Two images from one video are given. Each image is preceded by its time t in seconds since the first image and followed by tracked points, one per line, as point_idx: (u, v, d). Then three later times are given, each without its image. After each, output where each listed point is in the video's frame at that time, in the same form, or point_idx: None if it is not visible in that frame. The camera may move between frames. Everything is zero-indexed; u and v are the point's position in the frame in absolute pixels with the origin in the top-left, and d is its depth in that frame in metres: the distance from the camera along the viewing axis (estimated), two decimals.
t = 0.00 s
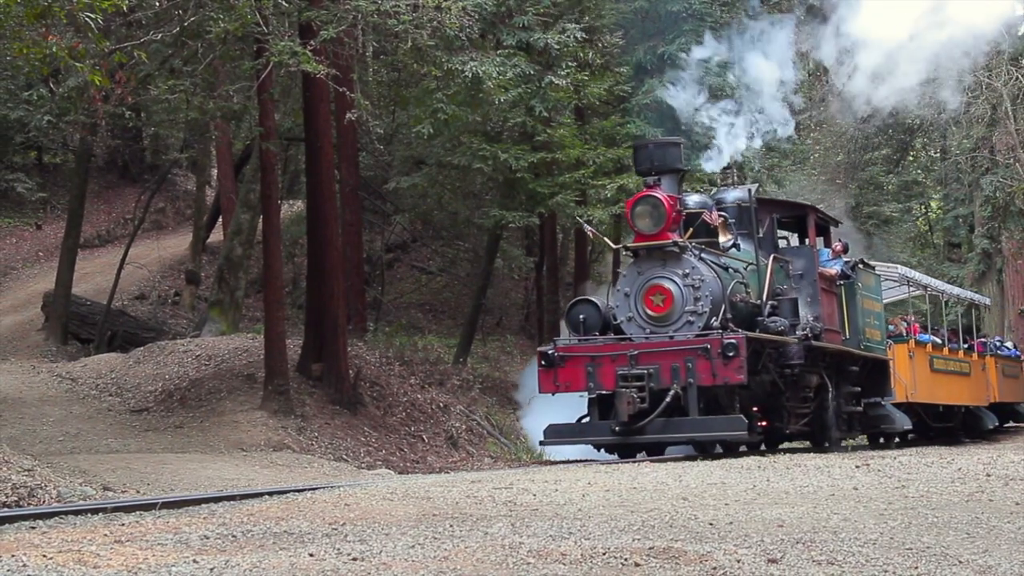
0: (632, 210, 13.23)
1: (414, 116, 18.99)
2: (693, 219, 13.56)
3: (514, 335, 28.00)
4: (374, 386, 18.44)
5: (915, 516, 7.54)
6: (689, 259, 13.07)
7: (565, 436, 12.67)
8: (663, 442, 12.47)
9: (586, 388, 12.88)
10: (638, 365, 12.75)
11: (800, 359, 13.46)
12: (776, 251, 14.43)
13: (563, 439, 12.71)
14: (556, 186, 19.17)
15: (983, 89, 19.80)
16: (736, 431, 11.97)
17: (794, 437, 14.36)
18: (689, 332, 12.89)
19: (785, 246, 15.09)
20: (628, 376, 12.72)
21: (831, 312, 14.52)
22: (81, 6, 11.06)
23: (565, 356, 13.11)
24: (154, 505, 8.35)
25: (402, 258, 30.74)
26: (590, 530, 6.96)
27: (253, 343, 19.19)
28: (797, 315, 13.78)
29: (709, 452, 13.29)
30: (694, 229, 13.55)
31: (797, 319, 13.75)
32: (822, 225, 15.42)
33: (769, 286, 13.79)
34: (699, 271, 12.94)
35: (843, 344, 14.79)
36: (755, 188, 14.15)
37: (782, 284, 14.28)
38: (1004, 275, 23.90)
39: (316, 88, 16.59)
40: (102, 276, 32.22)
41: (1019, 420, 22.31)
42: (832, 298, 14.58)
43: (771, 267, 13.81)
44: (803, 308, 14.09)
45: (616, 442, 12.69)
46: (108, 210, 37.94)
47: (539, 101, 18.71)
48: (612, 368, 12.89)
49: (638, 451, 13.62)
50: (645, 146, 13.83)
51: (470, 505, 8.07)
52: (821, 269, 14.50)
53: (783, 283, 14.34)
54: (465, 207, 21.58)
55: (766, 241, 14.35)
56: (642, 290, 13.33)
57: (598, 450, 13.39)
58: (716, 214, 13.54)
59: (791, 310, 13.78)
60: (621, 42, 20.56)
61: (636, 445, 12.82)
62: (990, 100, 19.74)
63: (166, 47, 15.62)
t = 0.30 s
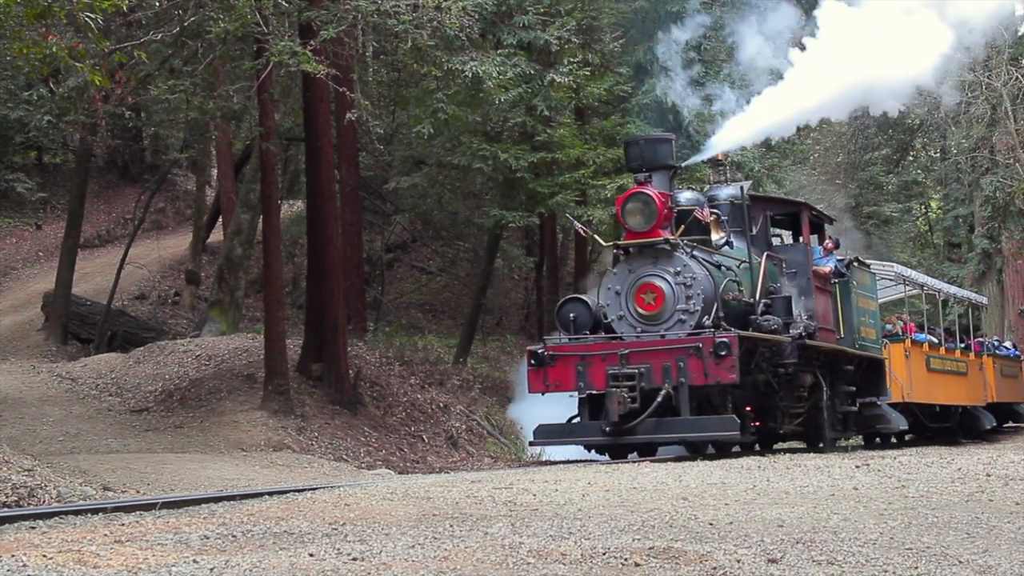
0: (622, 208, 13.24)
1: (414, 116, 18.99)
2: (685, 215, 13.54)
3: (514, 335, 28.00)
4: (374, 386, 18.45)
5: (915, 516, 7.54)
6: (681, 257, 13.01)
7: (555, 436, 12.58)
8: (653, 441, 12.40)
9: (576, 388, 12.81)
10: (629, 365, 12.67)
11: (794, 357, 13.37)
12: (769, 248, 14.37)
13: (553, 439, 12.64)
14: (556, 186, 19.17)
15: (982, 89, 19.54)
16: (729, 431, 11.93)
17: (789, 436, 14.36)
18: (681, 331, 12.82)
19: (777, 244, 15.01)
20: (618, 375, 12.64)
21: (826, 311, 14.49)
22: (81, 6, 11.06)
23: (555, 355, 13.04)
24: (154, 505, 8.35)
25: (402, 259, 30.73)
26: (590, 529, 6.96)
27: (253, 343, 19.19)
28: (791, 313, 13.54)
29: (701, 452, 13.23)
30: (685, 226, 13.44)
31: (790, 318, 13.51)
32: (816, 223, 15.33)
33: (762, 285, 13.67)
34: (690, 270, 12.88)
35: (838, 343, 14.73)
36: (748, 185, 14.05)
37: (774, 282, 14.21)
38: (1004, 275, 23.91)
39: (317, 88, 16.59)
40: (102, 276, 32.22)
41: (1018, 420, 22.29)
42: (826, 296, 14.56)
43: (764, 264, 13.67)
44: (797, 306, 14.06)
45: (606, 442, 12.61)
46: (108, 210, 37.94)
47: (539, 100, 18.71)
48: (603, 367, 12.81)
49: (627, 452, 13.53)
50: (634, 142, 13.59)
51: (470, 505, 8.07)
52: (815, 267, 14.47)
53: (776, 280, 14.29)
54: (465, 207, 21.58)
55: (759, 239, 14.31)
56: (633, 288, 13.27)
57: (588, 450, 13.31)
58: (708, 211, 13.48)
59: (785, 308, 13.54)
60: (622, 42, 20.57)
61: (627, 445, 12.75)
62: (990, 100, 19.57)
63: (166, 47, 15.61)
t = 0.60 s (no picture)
0: (613, 205, 13.28)
1: (414, 116, 18.99)
2: (676, 212, 13.53)
3: (514, 335, 28.00)
4: (374, 386, 18.48)
5: (915, 515, 7.54)
6: (672, 255, 12.94)
7: (545, 437, 12.51)
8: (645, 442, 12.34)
9: (566, 388, 12.73)
10: (619, 364, 12.58)
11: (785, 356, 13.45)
12: (762, 246, 14.37)
13: (543, 440, 12.56)
14: (556, 186, 19.17)
15: (983, 89, 19.41)
16: (721, 431, 11.85)
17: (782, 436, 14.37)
18: (672, 329, 12.77)
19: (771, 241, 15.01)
20: (609, 375, 12.55)
21: (821, 308, 14.50)
22: (81, 6, 11.06)
23: (545, 354, 12.96)
24: (154, 505, 8.35)
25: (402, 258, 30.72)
26: (591, 530, 6.96)
27: (253, 343, 19.19)
28: (784, 312, 13.66)
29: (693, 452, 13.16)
30: (677, 223, 13.48)
31: (783, 317, 13.61)
32: (809, 220, 15.32)
33: (754, 283, 13.69)
34: (682, 267, 12.82)
35: (833, 342, 14.75)
36: (741, 182, 13.97)
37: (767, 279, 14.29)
38: (1004, 275, 23.94)
39: (316, 88, 16.59)
40: (102, 276, 32.23)
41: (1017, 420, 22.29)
42: (820, 295, 14.48)
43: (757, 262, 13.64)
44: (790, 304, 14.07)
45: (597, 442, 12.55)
46: (108, 210, 37.94)
47: (539, 99, 18.73)
48: (593, 366, 12.73)
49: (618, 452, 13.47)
50: (625, 138, 13.57)
51: (470, 505, 8.07)
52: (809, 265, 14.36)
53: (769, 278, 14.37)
54: (465, 207, 21.58)
55: (753, 238, 14.23)
56: (624, 286, 13.21)
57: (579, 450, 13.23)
58: (699, 208, 13.53)
59: (778, 306, 13.66)
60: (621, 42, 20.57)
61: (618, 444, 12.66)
62: (989, 99, 19.45)
63: (166, 47, 15.62)
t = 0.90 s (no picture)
0: (603, 202, 13.10)
1: (414, 115, 18.99)
2: (666, 210, 13.42)
3: (514, 335, 28.00)
4: (374, 386, 18.50)
5: (915, 515, 7.54)
6: (662, 252, 12.85)
7: (534, 437, 12.46)
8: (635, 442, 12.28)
9: (555, 387, 12.71)
10: (609, 363, 12.53)
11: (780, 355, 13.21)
12: (756, 244, 14.32)
13: (533, 440, 12.51)
14: (556, 186, 19.16)
15: (983, 88, 19.39)
16: (713, 431, 11.77)
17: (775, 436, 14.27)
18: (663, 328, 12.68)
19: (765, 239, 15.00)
20: (599, 374, 12.51)
21: (814, 306, 14.47)
22: (80, 6, 11.05)
23: (534, 354, 12.94)
24: (154, 505, 8.35)
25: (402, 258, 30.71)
26: (590, 529, 6.96)
27: (253, 343, 19.19)
28: (777, 310, 13.45)
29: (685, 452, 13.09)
30: (667, 220, 13.35)
31: (776, 315, 13.41)
32: (803, 217, 15.27)
33: (747, 281, 13.60)
34: (672, 265, 12.73)
35: (826, 340, 14.74)
36: (733, 179, 13.95)
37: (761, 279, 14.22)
38: (1003, 275, 23.95)
39: (316, 88, 16.59)
40: (102, 276, 32.23)
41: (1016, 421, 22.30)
42: (813, 292, 14.50)
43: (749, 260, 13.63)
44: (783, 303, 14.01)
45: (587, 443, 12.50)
46: (108, 210, 37.94)
47: (539, 99, 18.72)
48: (583, 365, 12.69)
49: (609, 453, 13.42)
50: (615, 134, 13.40)
51: (470, 505, 8.07)
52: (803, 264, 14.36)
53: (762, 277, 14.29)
54: (465, 207, 21.57)
55: (746, 236, 14.20)
56: (613, 284, 13.13)
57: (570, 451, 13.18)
58: (690, 205, 13.42)
59: (772, 304, 13.44)
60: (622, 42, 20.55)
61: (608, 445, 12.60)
62: (989, 99, 19.45)
63: (166, 47, 15.62)
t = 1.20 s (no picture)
0: (592, 198, 13.00)
1: (414, 116, 18.99)
2: (657, 206, 13.31)
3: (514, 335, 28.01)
4: (374, 386, 18.52)
5: (915, 516, 7.54)
6: (653, 250, 12.74)
7: (523, 439, 12.36)
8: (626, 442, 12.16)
9: (545, 387, 12.59)
10: (599, 363, 12.42)
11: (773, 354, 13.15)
12: (749, 242, 14.25)
13: (522, 442, 12.40)
14: (556, 186, 19.14)
15: (983, 89, 19.36)
16: (705, 431, 11.66)
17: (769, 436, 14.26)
18: (654, 327, 12.56)
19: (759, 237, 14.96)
20: (589, 374, 12.39)
21: (808, 305, 14.42)
22: (80, 6, 11.04)
23: (523, 353, 12.82)
24: (154, 505, 8.35)
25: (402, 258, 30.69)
26: (590, 529, 6.96)
27: (253, 343, 19.20)
28: (769, 308, 13.44)
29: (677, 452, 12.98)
30: (658, 218, 13.26)
31: (769, 313, 13.41)
32: (797, 215, 15.19)
33: (739, 280, 13.50)
34: (663, 263, 12.60)
35: (820, 339, 14.74)
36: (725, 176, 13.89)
37: (754, 276, 14.13)
38: (1004, 275, 23.97)
39: (317, 88, 16.59)
40: (102, 276, 32.24)
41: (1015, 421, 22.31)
42: (808, 291, 14.53)
43: (741, 259, 13.54)
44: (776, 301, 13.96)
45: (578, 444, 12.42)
46: (108, 210, 37.96)
47: (540, 99, 18.72)
48: (572, 364, 12.57)
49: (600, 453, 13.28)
50: (605, 131, 13.41)
51: (470, 505, 8.07)
52: (796, 262, 14.39)
53: (755, 274, 14.17)
54: (465, 207, 21.56)
55: (738, 234, 14.16)
56: (604, 283, 13.03)
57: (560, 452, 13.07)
58: (681, 202, 13.29)
59: (764, 303, 13.43)
60: (622, 42, 20.54)
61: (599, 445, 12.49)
62: (989, 99, 19.43)
63: (166, 47, 15.61)
